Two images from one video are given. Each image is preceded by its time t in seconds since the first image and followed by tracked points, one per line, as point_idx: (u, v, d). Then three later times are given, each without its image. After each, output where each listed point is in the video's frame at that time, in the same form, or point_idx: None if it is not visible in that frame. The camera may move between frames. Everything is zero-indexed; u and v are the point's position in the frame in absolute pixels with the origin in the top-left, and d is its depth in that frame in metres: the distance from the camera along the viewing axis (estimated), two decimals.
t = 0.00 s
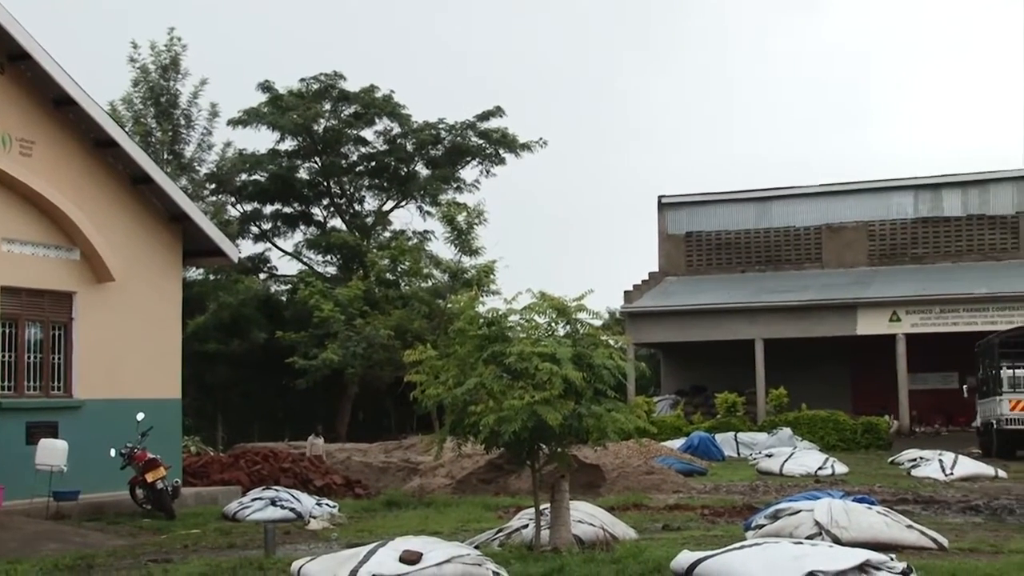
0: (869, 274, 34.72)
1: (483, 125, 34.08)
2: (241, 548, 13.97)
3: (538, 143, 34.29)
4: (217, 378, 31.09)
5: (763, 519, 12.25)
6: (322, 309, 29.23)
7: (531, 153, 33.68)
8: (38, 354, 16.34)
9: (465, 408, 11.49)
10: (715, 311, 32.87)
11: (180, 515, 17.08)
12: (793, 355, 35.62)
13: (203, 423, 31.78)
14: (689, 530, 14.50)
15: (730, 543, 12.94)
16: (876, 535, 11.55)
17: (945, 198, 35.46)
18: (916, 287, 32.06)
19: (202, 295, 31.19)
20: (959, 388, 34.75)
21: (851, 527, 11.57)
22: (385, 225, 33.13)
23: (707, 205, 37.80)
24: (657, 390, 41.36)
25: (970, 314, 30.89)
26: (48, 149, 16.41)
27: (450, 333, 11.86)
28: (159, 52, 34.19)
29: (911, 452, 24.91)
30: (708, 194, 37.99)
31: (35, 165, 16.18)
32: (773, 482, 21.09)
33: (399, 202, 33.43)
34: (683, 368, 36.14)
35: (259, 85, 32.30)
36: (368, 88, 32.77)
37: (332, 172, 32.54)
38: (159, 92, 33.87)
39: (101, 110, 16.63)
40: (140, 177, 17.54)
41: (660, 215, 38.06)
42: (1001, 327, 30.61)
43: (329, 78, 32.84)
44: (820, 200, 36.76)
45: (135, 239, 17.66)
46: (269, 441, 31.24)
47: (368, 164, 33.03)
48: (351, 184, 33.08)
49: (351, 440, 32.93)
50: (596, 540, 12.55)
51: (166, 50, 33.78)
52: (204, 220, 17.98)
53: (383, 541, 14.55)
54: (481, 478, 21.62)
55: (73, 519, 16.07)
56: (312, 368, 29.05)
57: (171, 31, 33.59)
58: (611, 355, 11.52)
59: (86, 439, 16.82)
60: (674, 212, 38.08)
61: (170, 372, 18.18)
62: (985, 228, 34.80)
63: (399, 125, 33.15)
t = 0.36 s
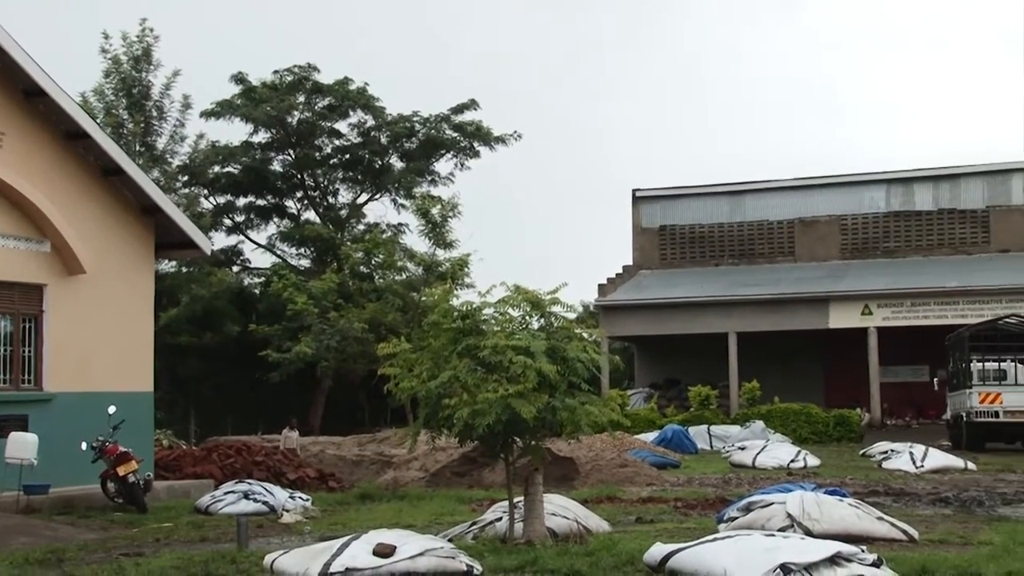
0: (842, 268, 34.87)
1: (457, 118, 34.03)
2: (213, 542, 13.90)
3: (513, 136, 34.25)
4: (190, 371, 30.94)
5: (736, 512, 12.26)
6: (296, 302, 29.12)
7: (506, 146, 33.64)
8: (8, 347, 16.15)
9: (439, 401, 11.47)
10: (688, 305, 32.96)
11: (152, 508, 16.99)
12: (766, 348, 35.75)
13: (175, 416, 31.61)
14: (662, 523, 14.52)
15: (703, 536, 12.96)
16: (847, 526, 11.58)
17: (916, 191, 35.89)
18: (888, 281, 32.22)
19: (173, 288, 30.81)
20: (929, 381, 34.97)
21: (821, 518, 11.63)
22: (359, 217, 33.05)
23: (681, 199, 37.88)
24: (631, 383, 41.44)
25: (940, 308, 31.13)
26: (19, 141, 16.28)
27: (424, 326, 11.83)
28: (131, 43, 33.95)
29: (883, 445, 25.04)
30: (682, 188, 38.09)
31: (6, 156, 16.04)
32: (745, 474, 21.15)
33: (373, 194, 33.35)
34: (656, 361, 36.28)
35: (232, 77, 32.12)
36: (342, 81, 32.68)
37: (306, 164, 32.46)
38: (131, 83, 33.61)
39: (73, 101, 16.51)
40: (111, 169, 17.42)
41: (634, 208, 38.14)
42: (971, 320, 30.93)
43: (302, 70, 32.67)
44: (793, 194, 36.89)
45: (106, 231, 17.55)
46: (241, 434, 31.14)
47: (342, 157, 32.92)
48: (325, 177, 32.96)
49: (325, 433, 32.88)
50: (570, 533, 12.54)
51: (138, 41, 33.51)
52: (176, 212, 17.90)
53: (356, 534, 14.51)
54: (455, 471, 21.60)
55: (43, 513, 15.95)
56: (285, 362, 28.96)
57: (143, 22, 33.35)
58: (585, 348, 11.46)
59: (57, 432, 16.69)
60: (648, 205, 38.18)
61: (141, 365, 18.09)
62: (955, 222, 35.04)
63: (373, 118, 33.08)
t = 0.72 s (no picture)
0: (814, 263, 35.05)
1: (430, 112, 33.97)
2: (184, 537, 13.84)
3: (486, 130, 34.23)
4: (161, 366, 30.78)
5: (707, 506, 12.29)
6: (268, 297, 29.00)
7: (479, 141, 33.62)
8: None
9: (412, 395, 11.44)
10: (660, 300, 33.04)
11: (123, 503, 16.91)
12: (738, 343, 35.92)
13: (147, 411, 31.22)
14: (634, 518, 14.54)
15: (675, 530, 12.99)
16: (818, 520, 11.64)
17: (887, 187, 36.07)
18: (859, 276, 32.39)
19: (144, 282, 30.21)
20: (899, 376, 35.18)
21: (793, 513, 11.68)
22: (331, 212, 32.96)
23: (654, 194, 37.95)
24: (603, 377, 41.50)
25: (910, 303, 31.30)
26: None
27: (397, 320, 11.80)
28: (101, 36, 33.72)
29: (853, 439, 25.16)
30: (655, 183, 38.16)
31: None
32: (717, 469, 21.23)
33: (346, 188, 33.29)
34: (628, 355, 36.38)
35: (204, 70, 31.96)
36: (315, 75, 32.55)
37: (278, 159, 32.32)
38: (101, 76, 33.38)
39: (41, 94, 16.38)
40: (81, 162, 17.31)
41: (607, 203, 38.22)
42: (940, 315, 31.09)
43: (274, 63, 32.54)
44: (766, 190, 37.02)
45: (77, 225, 17.43)
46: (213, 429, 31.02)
47: (315, 151, 32.84)
48: (297, 171, 32.86)
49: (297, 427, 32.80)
50: (542, 527, 12.55)
51: (108, 33, 33.30)
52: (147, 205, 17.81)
53: (329, 529, 14.48)
54: (428, 466, 21.57)
55: (12, 508, 15.85)
56: (257, 356, 28.84)
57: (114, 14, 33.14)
58: (558, 343, 11.46)
59: (27, 427, 16.58)
60: (621, 200, 38.24)
61: (112, 360, 17.98)
62: (926, 218, 35.29)
63: (346, 112, 32.99)
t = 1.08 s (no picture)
0: (784, 258, 35.22)
1: (402, 107, 33.93)
2: (154, 533, 13.78)
3: (459, 126, 34.21)
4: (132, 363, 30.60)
5: (679, 501, 12.34)
6: (239, 292, 28.87)
7: (451, 136, 33.59)
8: None
9: (384, 391, 11.42)
10: (632, 295, 33.10)
11: (92, 500, 16.82)
12: (710, 339, 36.05)
13: (117, 406, 30.91)
14: (605, 513, 14.59)
15: (646, 525, 13.03)
16: (787, 515, 11.70)
17: (857, 183, 36.25)
18: (830, 272, 32.54)
19: (114, 278, 30.17)
20: (869, 371, 35.38)
21: (763, 507, 11.74)
22: (303, 207, 32.85)
23: (626, 189, 38.03)
24: (575, 373, 41.56)
25: (880, 299, 31.47)
26: None
27: (369, 316, 11.77)
28: (70, 28, 33.49)
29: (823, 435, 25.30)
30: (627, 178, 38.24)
31: None
32: (688, 464, 21.31)
33: (318, 183, 33.09)
34: (600, 350, 36.45)
35: (174, 64, 31.80)
36: (287, 69, 32.51)
37: (249, 154, 32.20)
38: (71, 69, 33.14)
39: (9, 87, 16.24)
40: (49, 156, 17.19)
41: (579, 198, 38.27)
42: (909, 311, 31.25)
43: (246, 58, 32.47)
44: (737, 186, 37.15)
45: (45, 219, 17.32)
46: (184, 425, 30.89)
47: (286, 146, 32.68)
48: (269, 165, 32.70)
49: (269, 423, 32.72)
50: (514, 523, 12.55)
51: (77, 26, 33.08)
52: (117, 200, 17.72)
53: (300, 525, 14.44)
54: (400, 461, 21.56)
55: None
56: (228, 352, 28.71)
57: (82, 7, 32.90)
58: (530, 339, 11.45)
59: None
60: (593, 195, 38.30)
61: (81, 355, 17.88)
62: (895, 214, 35.52)
63: (317, 107, 32.91)
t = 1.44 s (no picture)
0: (754, 256, 35.38)
1: (373, 104, 33.85)
2: (122, 531, 13.70)
3: (430, 123, 34.16)
4: (100, 360, 30.38)
5: (649, 498, 12.35)
6: (209, 289, 28.72)
7: (423, 133, 33.54)
8: None
9: (355, 388, 11.38)
10: (602, 293, 33.14)
11: (59, 498, 16.70)
12: (680, 336, 36.16)
13: (84, 404, 30.83)
14: (577, 510, 14.60)
15: (617, 522, 13.04)
16: (757, 512, 11.74)
17: (826, 181, 36.44)
18: (799, 270, 32.67)
19: (81, 273, 29.81)
20: (837, 369, 35.57)
21: (732, 504, 11.77)
22: (273, 203, 32.73)
23: (596, 186, 38.11)
24: (547, 370, 41.59)
25: (849, 297, 31.65)
26: None
27: (340, 313, 11.73)
28: (36, 23, 33.21)
29: (792, 432, 25.42)
30: (597, 175, 38.32)
31: None
32: (659, 461, 21.36)
33: (288, 180, 33.02)
34: (571, 348, 36.49)
35: (143, 59, 31.58)
36: (257, 65, 32.37)
37: (219, 150, 32.02)
38: (37, 64, 32.86)
39: None
40: (16, 152, 17.03)
41: (550, 196, 38.31)
42: (877, 308, 31.47)
43: (216, 53, 32.29)
44: (707, 183, 37.27)
45: (11, 215, 17.17)
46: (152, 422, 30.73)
47: (256, 142, 32.54)
48: (239, 162, 32.62)
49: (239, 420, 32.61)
50: (485, 520, 12.54)
51: (44, 21, 32.83)
52: (84, 196, 17.59)
53: (270, 522, 14.37)
54: (371, 459, 21.51)
55: None
56: (197, 349, 28.55)
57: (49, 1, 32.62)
58: (501, 336, 11.44)
59: None
60: (564, 192, 38.34)
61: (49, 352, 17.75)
62: (864, 212, 35.74)
63: (288, 103, 32.79)
